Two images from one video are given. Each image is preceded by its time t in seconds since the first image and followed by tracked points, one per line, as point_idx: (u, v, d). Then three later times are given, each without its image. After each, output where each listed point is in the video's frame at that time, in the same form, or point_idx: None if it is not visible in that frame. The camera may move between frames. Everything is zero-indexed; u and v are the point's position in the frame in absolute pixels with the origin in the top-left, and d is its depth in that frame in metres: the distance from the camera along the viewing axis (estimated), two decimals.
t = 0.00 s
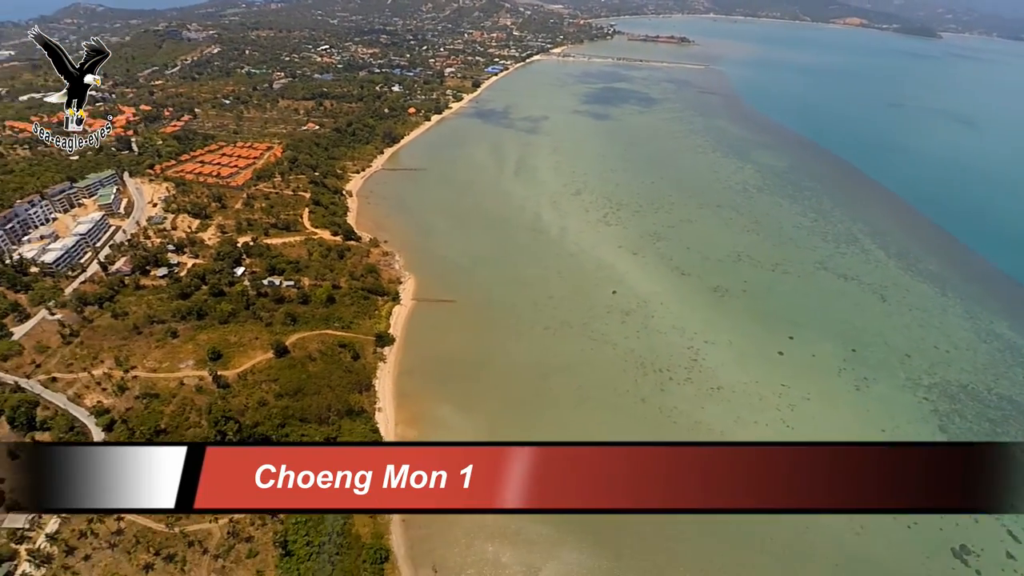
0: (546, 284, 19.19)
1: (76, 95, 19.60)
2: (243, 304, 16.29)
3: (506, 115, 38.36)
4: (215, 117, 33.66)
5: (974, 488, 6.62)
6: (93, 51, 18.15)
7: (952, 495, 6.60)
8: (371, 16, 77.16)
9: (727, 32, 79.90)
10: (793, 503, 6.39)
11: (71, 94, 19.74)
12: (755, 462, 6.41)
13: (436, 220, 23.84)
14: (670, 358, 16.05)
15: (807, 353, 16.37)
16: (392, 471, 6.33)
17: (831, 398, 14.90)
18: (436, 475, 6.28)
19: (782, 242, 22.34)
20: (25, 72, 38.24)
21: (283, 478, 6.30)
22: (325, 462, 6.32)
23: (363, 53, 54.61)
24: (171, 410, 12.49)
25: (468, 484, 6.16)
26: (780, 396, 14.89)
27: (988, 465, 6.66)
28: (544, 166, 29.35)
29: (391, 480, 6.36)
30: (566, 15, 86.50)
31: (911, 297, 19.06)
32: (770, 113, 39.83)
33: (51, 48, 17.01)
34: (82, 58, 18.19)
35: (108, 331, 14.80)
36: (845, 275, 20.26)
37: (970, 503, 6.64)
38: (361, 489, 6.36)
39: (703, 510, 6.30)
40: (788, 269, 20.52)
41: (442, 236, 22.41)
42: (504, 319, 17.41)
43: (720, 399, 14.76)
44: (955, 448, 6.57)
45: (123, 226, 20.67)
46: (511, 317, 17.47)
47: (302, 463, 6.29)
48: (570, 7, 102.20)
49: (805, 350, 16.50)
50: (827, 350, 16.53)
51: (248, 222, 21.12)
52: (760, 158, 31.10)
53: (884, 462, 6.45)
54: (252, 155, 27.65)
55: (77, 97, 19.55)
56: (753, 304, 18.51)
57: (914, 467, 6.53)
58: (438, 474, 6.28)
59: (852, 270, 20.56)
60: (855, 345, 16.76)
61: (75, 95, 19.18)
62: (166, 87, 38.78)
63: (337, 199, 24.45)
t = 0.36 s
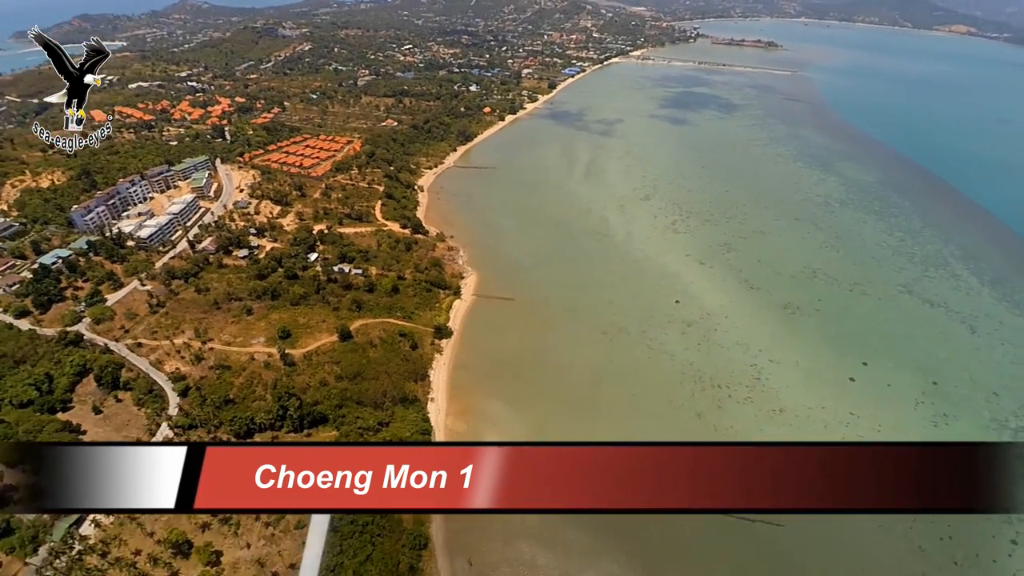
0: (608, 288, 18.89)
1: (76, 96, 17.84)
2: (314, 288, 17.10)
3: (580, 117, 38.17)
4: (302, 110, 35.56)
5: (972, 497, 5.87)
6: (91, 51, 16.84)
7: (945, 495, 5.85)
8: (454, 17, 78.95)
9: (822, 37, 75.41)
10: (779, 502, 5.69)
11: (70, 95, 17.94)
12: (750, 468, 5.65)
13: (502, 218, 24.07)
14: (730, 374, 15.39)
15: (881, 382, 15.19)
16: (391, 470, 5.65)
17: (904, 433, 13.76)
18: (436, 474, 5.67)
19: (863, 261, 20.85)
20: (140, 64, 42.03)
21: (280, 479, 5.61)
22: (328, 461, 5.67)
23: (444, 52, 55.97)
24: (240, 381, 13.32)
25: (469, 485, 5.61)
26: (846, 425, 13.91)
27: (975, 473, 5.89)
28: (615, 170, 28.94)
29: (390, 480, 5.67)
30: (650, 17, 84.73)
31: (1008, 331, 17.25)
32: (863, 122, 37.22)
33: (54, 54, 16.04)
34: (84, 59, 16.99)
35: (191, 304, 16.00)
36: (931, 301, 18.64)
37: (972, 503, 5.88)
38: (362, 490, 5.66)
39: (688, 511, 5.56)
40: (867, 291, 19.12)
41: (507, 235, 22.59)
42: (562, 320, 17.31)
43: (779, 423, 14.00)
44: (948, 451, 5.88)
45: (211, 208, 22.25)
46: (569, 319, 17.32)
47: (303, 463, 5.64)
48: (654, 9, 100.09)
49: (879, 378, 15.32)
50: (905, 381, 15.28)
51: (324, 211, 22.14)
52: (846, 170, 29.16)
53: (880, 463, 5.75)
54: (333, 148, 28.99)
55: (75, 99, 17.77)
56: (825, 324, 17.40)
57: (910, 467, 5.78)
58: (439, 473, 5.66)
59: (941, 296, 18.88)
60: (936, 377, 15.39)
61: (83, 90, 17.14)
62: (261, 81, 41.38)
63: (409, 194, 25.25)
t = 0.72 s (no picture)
0: (663, 297, 18.40)
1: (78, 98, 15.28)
2: (373, 280, 17.64)
3: (649, 121, 37.44)
4: (374, 108, 36.80)
5: (1010, 502, 4.64)
6: (91, 50, 14.68)
7: (963, 494, 4.65)
8: (526, 19, 79.39)
9: (915, 43, 70.30)
10: (783, 502, 4.66)
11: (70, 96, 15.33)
12: (752, 459, 4.70)
13: (561, 220, 23.97)
14: (787, 394, 14.63)
15: (953, 416, 13.94)
16: (392, 468, 4.75)
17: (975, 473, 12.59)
18: (437, 473, 4.78)
19: (943, 284, 19.29)
20: (228, 60, 44.81)
21: (282, 479, 4.73)
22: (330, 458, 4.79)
23: (513, 54, 56.41)
24: (298, 364, 13.92)
25: (469, 485, 4.73)
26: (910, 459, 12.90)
27: (1003, 467, 4.72)
28: (680, 176, 28.18)
29: (392, 481, 4.77)
30: (726, 20, 81.99)
31: None
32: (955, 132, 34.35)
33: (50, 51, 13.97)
34: (83, 60, 14.84)
35: (259, 288, 16.87)
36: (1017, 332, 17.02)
37: (989, 506, 4.63)
38: (363, 491, 4.76)
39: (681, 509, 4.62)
40: (945, 316, 17.66)
41: (565, 237, 22.47)
42: (615, 326, 16.98)
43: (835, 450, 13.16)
44: (951, 445, 4.72)
45: (284, 199, 23.43)
46: (621, 325, 16.99)
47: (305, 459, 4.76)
48: (731, 11, 96.62)
49: (952, 411, 14.08)
50: (981, 417, 13.96)
51: (388, 207, 22.80)
52: (931, 186, 27.06)
53: (880, 462, 4.68)
54: (401, 145, 29.80)
55: (75, 100, 15.18)
56: (896, 349, 16.21)
57: (911, 465, 4.68)
58: (439, 473, 4.78)
59: None
60: (1015, 415, 14.01)
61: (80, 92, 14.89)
62: (337, 79, 43.11)
63: (471, 192, 25.66)
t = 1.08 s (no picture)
0: (717, 308, 17.78)
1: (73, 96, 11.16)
2: (426, 275, 17.98)
3: (713, 126, 36.34)
4: (437, 107, 37.53)
5: (1016, 503, 3.63)
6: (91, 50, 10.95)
7: (965, 494, 3.63)
8: (591, 20, 78.89)
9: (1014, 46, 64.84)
10: (781, 503, 3.72)
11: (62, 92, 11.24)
12: (751, 452, 3.76)
13: (616, 224, 23.68)
14: (842, 418, 13.82)
15: None
16: (393, 468, 3.84)
17: None
18: (438, 471, 3.84)
19: None
20: (303, 59, 46.92)
21: (283, 479, 3.83)
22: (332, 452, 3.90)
23: (577, 56, 56.19)
24: (348, 352, 14.31)
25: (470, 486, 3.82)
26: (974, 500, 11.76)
27: (1013, 465, 3.67)
28: (743, 184, 27.20)
29: (393, 480, 3.85)
30: (800, 23, 78.61)
31: None
32: None
33: (47, 50, 10.28)
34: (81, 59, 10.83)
35: (317, 278, 17.53)
36: None
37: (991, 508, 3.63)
38: (363, 492, 3.83)
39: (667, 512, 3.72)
40: None
41: (618, 242, 22.16)
42: (663, 333, 16.51)
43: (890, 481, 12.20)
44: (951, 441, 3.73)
45: (347, 193, 24.28)
46: (670, 333, 16.51)
47: (306, 453, 3.87)
48: (807, 12, 92.46)
49: None
50: None
51: (444, 204, 23.18)
52: None
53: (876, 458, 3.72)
54: (461, 144, 30.26)
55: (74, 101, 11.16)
56: (969, 378, 14.85)
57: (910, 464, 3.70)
58: (439, 471, 3.84)
59: None
60: None
61: (76, 98, 10.97)
62: (403, 79, 44.31)
63: (526, 193, 25.76)
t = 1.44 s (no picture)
0: (772, 322, 17.02)
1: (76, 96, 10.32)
2: (476, 273, 18.20)
3: (780, 133, 34.94)
4: (497, 108, 37.91)
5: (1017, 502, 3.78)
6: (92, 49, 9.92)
7: (965, 493, 3.77)
8: (657, 23, 77.56)
9: None
10: (782, 504, 3.80)
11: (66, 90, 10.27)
12: (753, 453, 3.85)
13: (670, 231, 23.17)
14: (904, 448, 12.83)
15: None
16: (393, 467, 3.89)
17: None
18: (437, 471, 3.89)
19: None
20: (371, 59, 48.54)
21: (283, 478, 3.86)
22: (335, 451, 3.91)
23: (641, 59, 55.34)
24: (397, 344, 14.67)
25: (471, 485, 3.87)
26: None
27: (1011, 464, 3.84)
28: (809, 194, 25.99)
29: (394, 480, 3.90)
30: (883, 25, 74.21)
31: None
32: None
33: (46, 48, 9.43)
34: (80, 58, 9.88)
35: (371, 271, 18.06)
36: None
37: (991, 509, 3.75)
38: (364, 492, 3.88)
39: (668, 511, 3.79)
40: None
41: (671, 249, 21.66)
42: (713, 346, 15.97)
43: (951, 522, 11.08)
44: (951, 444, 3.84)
45: (405, 189, 24.91)
46: (721, 346, 15.93)
47: (307, 453, 3.90)
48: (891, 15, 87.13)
49: None
50: None
51: (499, 204, 23.37)
52: None
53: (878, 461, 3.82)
54: (518, 145, 30.43)
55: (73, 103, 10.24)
56: None
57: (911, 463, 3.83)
58: (440, 471, 3.89)
59: None
60: None
61: (77, 99, 9.92)
62: (465, 80, 45.02)
63: (582, 196, 25.59)
